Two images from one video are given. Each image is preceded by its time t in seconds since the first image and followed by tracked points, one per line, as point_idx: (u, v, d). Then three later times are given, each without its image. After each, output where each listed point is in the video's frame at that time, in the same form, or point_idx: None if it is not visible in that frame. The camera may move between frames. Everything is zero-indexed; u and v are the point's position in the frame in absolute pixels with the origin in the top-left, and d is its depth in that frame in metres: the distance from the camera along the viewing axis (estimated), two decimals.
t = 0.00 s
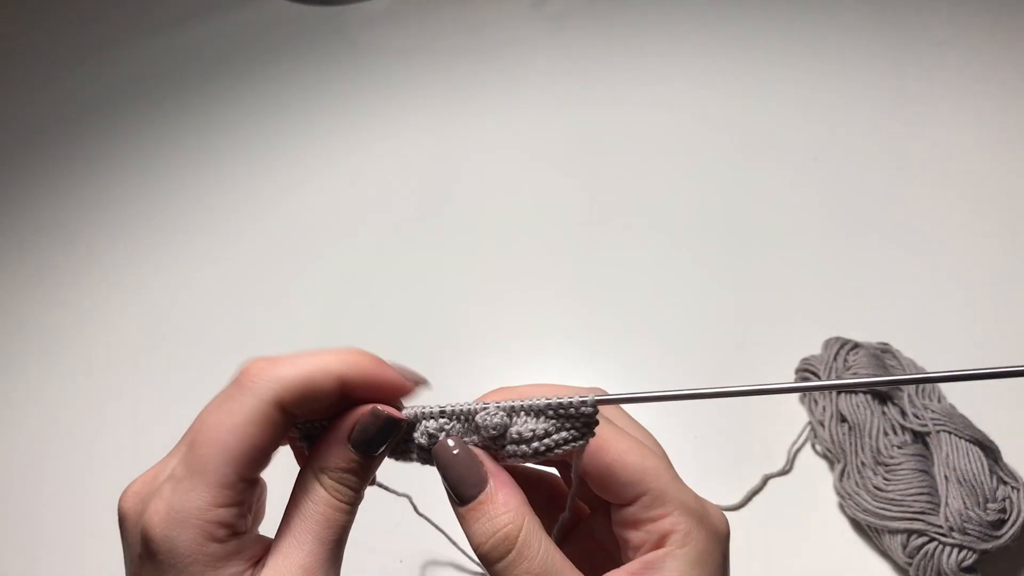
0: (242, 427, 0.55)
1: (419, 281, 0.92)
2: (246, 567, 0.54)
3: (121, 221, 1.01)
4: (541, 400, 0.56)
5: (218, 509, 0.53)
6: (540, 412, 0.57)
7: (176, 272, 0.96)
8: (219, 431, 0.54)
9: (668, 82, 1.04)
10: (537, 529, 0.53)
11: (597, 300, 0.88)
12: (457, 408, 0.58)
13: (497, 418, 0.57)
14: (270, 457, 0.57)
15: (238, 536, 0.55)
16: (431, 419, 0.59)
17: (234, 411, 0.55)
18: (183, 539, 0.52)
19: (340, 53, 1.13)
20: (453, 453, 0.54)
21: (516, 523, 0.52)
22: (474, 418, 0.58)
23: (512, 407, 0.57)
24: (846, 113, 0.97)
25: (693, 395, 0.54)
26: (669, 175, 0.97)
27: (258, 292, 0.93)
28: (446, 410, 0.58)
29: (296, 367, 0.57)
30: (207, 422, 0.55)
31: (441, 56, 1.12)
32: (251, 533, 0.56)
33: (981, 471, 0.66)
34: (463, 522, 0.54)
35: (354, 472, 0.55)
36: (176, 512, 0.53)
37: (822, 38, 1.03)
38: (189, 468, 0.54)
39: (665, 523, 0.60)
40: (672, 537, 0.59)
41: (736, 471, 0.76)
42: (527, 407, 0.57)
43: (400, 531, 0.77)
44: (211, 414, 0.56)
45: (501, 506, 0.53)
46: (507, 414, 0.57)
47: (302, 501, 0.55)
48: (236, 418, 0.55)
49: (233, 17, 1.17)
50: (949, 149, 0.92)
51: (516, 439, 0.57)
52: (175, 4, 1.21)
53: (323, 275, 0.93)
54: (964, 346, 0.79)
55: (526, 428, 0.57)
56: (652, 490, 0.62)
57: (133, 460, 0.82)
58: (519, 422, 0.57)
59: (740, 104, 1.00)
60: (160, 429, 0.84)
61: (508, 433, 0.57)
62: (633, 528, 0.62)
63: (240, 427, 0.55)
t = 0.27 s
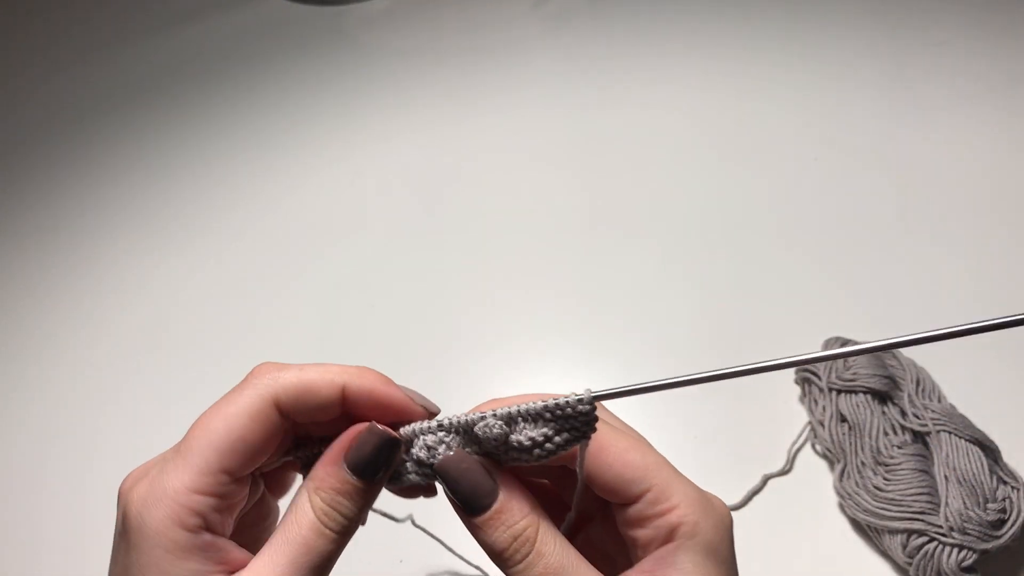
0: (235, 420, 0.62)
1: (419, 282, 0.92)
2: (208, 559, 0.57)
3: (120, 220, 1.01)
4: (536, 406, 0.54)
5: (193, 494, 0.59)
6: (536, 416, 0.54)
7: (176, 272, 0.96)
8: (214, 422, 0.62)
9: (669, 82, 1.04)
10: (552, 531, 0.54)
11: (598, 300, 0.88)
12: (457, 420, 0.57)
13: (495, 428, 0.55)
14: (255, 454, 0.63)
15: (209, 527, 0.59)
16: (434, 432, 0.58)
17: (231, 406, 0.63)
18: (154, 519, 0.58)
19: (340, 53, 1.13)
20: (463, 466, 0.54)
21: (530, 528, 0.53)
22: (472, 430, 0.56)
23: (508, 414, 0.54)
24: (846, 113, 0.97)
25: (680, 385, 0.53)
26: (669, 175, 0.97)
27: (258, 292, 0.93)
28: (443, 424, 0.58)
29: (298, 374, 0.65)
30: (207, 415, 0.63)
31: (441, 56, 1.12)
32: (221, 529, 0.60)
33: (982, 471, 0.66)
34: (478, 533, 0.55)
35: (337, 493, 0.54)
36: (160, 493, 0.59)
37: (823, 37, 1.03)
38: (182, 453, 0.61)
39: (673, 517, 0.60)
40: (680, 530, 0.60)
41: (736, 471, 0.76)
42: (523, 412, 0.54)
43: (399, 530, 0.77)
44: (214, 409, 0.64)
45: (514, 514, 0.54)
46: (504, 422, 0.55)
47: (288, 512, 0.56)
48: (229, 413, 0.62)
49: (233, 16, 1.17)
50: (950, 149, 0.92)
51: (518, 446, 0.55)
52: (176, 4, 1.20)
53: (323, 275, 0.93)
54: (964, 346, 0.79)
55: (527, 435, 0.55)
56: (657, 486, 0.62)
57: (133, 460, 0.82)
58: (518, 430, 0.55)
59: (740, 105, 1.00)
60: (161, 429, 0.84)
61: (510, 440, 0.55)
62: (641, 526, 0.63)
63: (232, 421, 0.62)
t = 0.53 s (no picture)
0: (227, 424, 0.63)
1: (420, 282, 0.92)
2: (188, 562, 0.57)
3: (121, 220, 1.01)
4: (542, 435, 0.60)
5: (179, 492, 0.60)
6: (539, 445, 0.60)
7: (176, 271, 0.96)
8: (206, 424, 0.63)
9: (669, 82, 1.04)
10: (563, 535, 0.54)
11: (598, 300, 0.88)
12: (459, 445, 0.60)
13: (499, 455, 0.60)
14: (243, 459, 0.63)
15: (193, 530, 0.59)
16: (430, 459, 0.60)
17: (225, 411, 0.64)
18: (136, 514, 0.58)
19: (340, 53, 1.13)
20: (481, 466, 0.54)
21: (542, 530, 0.54)
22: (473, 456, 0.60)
23: (511, 442, 0.60)
24: (846, 113, 0.97)
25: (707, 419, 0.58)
26: (669, 175, 0.97)
27: (258, 292, 0.93)
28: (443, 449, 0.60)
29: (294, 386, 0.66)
30: (199, 418, 0.65)
31: (441, 55, 1.12)
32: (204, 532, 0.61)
33: (981, 471, 0.66)
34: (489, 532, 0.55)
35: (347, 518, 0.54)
36: (143, 490, 0.60)
37: (823, 37, 1.03)
38: (171, 453, 0.62)
39: (683, 528, 0.62)
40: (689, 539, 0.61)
41: (736, 471, 0.76)
42: (526, 441, 0.60)
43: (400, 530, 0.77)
44: (208, 412, 0.65)
45: (529, 514, 0.54)
46: (507, 450, 0.60)
47: (294, 527, 0.56)
48: (222, 416, 0.64)
49: (233, 16, 1.17)
50: (950, 149, 0.92)
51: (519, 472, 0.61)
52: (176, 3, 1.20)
53: (323, 275, 0.93)
54: (964, 346, 0.79)
55: (531, 461, 0.61)
56: (671, 497, 0.65)
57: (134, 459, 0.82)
58: (522, 456, 0.60)
59: (741, 104, 1.00)
60: (161, 429, 0.84)
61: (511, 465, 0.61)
62: (653, 535, 0.65)
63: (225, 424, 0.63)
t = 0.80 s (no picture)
0: (240, 451, 0.56)
1: (420, 282, 0.92)
2: None
3: (121, 220, 1.01)
4: (553, 454, 0.61)
5: (185, 517, 0.55)
6: (551, 465, 0.61)
7: (176, 272, 0.96)
8: (215, 447, 0.56)
9: (669, 80, 1.03)
10: (541, 550, 0.54)
11: (598, 300, 0.88)
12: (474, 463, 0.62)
13: (510, 474, 0.62)
14: (253, 487, 0.57)
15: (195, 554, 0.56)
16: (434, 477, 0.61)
17: (234, 434, 0.57)
18: (141, 535, 0.54)
19: (339, 53, 1.13)
20: (459, 470, 0.56)
21: (519, 542, 0.54)
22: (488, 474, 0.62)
23: (523, 462, 0.62)
24: (846, 111, 0.97)
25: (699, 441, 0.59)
26: (669, 174, 0.96)
27: (257, 293, 0.93)
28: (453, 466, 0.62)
29: (310, 415, 0.59)
30: (209, 436, 0.57)
31: (440, 56, 1.11)
32: (210, 551, 0.57)
33: (982, 471, 0.66)
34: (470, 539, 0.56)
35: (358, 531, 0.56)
36: (147, 509, 0.55)
37: (823, 35, 1.03)
38: (176, 472, 0.56)
39: (672, 545, 0.59)
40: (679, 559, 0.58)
41: (736, 471, 0.76)
42: (538, 460, 0.61)
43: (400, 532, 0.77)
44: (217, 430, 0.58)
45: (505, 526, 0.54)
46: (519, 469, 0.62)
47: (301, 536, 0.56)
48: (234, 443, 0.56)
49: (232, 16, 1.17)
50: (950, 148, 0.92)
51: (531, 492, 0.62)
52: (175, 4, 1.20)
53: (322, 276, 0.93)
54: (964, 346, 0.79)
55: (541, 481, 0.61)
56: (659, 510, 0.61)
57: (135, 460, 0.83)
58: (533, 476, 0.62)
59: (740, 103, 1.00)
60: (162, 430, 0.84)
61: (524, 486, 0.62)
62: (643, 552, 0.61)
63: (236, 451, 0.56)
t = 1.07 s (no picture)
0: (221, 453, 0.58)
1: (419, 283, 0.92)
2: None
3: (121, 220, 1.01)
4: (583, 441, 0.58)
5: (167, 517, 0.56)
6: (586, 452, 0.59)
7: (177, 271, 0.96)
8: (198, 451, 0.58)
9: (669, 81, 1.03)
10: (585, 543, 0.54)
11: (598, 300, 0.88)
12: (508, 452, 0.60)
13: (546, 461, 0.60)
14: (235, 488, 0.59)
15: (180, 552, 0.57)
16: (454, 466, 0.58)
17: (218, 437, 0.59)
18: (124, 536, 0.56)
19: (339, 53, 1.13)
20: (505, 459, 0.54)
21: (563, 534, 0.53)
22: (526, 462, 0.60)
23: (558, 448, 0.59)
24: (846, 111, 0.97)
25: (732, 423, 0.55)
26: (669, 174, 0.97)
27: (257, 293, 0.93)
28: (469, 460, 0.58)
29: (293, 417, 0.60)
30: (192, 441, 0.59)
31: (440, 56, 1.11)
32: (196, 550, 0.59)
33: (981, 471, 0.66)
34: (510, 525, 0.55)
35: (354, 523, 0.56)
36: (131, 510, 0.56)
37: (823, 35, 1.03)
38: (159, 475, 0.58)
39: (713, 559, 0.59)
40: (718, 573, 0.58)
41: (736, 472, 0.76)
42: (574, 446, 0.59)
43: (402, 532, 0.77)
44: (201, 434, 0.60)
45: (549, 517, 0.54)
46: (554, 457, 0.60)
47: (294, 532, 0.57)
48: (217, 446, 0.58)
49: (232, 16, 1.17)
50: (950, 148, 0.92)
51: (570, 481, 0.59)
52: (175, 4, 1.20)
53: (322, 277, 0.93)
54: (964, 346, 0.79)
55: (575, 470, 0.59)
56: (703, 523, 0.61)
57: (135, 460, 0.82)
58: (568, 464, 0.59)
59: (739, 103, 1.00)
60: (163, 430, 0.84)
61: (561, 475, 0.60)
62: (682, 555, 0.63)
63: (218, 454, 0.58)
